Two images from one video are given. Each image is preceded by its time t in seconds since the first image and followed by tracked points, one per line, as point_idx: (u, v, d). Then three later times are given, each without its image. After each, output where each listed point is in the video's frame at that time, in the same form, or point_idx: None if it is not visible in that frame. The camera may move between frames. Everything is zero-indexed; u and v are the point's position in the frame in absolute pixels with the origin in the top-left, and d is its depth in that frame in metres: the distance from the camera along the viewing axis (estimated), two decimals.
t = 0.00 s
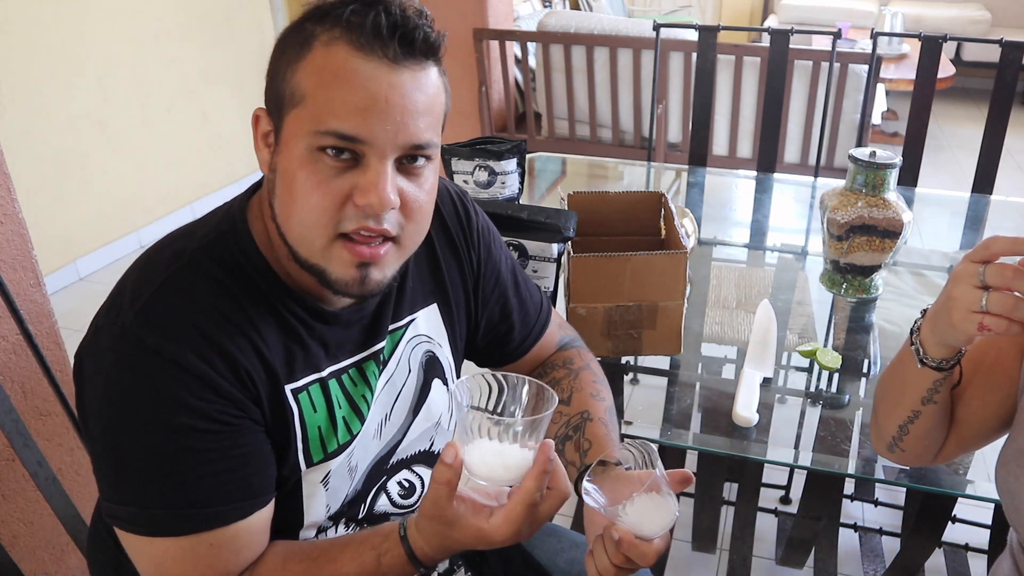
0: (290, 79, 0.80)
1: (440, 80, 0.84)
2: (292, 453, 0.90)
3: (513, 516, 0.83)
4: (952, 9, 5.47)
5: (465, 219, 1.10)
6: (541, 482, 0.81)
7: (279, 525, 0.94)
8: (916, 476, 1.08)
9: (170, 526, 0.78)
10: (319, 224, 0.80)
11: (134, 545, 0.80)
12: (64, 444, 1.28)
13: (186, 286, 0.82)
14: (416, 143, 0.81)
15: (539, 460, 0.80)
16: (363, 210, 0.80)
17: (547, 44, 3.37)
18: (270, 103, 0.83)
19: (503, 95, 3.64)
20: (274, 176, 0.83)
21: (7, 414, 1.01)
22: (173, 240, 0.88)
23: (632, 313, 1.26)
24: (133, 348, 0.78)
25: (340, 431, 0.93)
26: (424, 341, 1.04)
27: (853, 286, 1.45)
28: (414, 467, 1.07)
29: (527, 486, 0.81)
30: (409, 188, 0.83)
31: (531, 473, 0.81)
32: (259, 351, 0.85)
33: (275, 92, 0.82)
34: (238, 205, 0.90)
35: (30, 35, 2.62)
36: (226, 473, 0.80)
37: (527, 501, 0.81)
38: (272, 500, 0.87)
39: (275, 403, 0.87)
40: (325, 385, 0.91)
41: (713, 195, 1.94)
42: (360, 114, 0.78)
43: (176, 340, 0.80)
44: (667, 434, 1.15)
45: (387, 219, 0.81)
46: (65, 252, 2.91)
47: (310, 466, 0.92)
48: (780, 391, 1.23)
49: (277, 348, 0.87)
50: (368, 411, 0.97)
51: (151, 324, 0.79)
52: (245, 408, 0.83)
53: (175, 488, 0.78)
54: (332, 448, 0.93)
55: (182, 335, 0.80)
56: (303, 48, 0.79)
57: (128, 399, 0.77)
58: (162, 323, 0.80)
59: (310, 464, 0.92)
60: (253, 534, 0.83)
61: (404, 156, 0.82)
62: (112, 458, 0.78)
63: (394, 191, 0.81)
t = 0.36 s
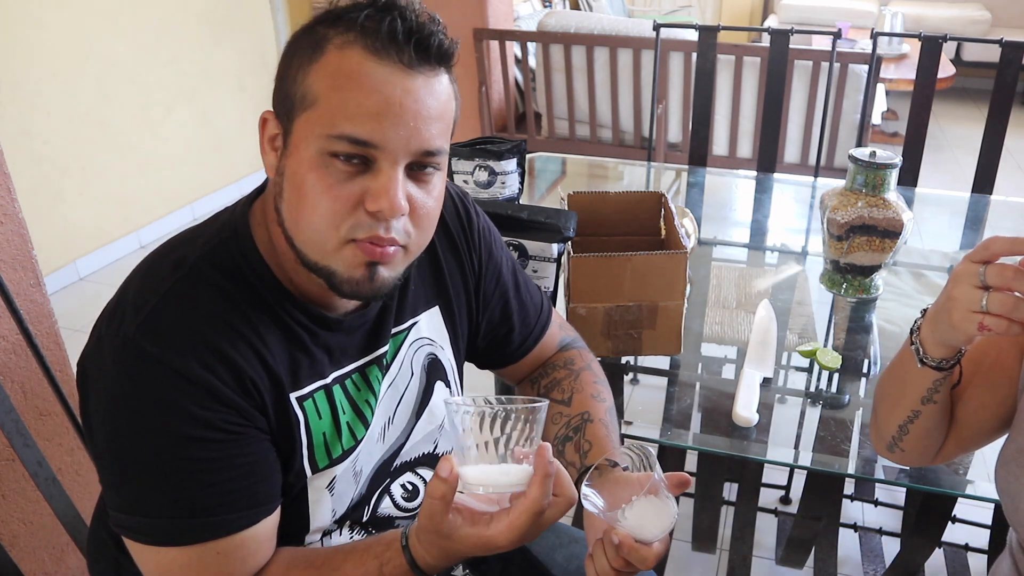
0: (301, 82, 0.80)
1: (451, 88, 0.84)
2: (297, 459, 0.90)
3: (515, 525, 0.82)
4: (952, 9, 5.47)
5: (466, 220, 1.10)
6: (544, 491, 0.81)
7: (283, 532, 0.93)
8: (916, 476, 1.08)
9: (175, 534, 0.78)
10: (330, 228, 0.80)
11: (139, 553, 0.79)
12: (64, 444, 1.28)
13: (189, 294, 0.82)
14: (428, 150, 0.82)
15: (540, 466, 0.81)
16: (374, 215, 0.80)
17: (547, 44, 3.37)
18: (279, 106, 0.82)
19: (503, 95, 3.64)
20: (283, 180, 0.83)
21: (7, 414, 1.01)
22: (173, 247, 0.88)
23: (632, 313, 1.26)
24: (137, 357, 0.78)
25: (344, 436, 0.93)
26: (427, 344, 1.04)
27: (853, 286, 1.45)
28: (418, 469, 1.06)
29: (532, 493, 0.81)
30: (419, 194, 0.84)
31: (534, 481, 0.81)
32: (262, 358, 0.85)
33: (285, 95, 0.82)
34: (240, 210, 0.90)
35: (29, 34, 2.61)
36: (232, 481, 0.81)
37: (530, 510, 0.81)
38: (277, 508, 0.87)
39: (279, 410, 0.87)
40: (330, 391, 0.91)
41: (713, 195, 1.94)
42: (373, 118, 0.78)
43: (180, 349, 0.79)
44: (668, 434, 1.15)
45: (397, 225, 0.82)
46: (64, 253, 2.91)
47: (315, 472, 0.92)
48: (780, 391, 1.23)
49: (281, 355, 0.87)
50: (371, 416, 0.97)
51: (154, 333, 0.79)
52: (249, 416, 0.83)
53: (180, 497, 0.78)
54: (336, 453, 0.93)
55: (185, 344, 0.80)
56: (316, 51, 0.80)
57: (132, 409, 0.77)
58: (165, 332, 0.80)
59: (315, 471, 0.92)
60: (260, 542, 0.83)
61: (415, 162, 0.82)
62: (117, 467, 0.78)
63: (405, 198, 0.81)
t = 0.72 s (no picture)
0: (298, 113, 0.77)
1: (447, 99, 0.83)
2: (293, 457, 0.90)
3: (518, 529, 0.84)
4: (951, 9, 5.48)
5: (463, 220, 1.10)
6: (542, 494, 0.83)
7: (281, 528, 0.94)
8: (916, 476, 1.08)
9: (172, 531, 0.78)
10: (341, 255, 0.81)
11: (135, 550, 0.79)
12: (64, 444, 1.28)
13: (186, 292, 0.83)
14: (431, 169, 0.81)
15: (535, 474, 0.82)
16: (384, 239, 0.80)
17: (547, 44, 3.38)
18: (274, 129, 0.80)
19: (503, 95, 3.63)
20: (286, 205, 0.81)
21: (7, 414, 1.01)
22: (170, 244, 0.88)
23: (632, 313, 1.26)
24: (134, 356, 0.78)
25: (340, 433, 0.93)
26: (424, 342, 1.04)
27: (853, 286, 1.45)
28: (415, 466, 1.07)
29: (532, 501, 0.83)
30: (424, 209, 0.84)
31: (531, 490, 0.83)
32: (258, 356, 0.85)
33: (281, 121, 0.79)
34: (236, 208, 0.90)
35: (29, 34, 2.61)
36: (228, 479, 0.80)
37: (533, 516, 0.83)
38: (274, 505, 0.87)
39: (274, 408, 0.87)
40: (326, 389, 0.91)
41: (713, 195, 1.94)
42: (376, 151, 0.76)
43: (177, 348, 0.80)
44: (669, 434, 1.15)
45: (406, 244, 0.82)
46: (65, 252, 2.91)
47: (312, 469, 0.92)
48: (780, 390, 1.23)
49: (277, 353, 0.87)
50: (368, 414, 0.97)
51: (152, 331, 0.80)
52: (246, 414, 0.83)
53: (177, 495, 0.78)
54: (333, 451, 0.93)
55: (182, 343, 0.80)
56: (310, 81, 0.77)
57: (130, 408, 0.77)
58: (162, 331, 0.80)
59: (311, 467, 0.92)
60: (255, 539, 0.83)
61: (420, 183, 0.82)
62: (114, 465, 0.78)
63: (412, 217, 0.82)
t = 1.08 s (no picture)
0: (275, 104, 0.77)
1: (429, 93, 0.81)
2: (292, 457, 0.90)
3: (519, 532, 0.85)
4: (951, 8, 5.48)
5: (461, 220, 1.10)
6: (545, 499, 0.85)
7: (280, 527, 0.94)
8: (915, 476, 1.08)
9: (171, 530, 0.78)
10: (320, 249, 0.81)
11: (135, 550, 0.80)
12: (64, 444, 1.28)
13: (186, 291, 0.83)
14: (408, 165, 0.80)
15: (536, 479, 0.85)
16: (361, 235, 0.80)
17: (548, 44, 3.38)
18: (259, 122, 0.80)
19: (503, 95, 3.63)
20: (270, 200, 0.82)
21: (7, 414, 1.01)
22: (171, 243, 0.88)
23: (632, 313, 1.26)
24: (133, 354, 0.78)
25: (339, 433, 0.93)
26: (423, 342, 1.04)
27: (853, 286, 1.45)
28: (414, 467, 1.07)
29: (537, 504, 0.85)
30: (404, 206, 0.83)
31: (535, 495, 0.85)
32: (257, 355, 0.85)
33: (262, 113, 0.80)
34: (235, 208, 0.90)
35: (29, 34, 2.62)
36: (227, 479, 0.81)
37: (536, 519, 0.85)
38: (273, 504, 0.87)
39: (273, 406, 0.87)
40: (325, 389, 0.91)
41: (713, 195, 1.94)
42: (348, 145, 0.76)
43: (175, 347, 0.80)
44: (669, 434, 1.15)
45: (385, 240, 0.82)
46: (64, 252, 2.91)
47: (310, 468, 0.92)
48: (780, 390, 1.23)
49: (276, 352, 0.87)
50: (367, 414, 0.97)
51: (151, 330, 0.80)
52: (244, 413, 0.83)
53: (176, 494, 0.78)
54: (331, 450, 0.93)
55: (180, 341, 0.80)
56: (286, 72, 0.77)
57: (128, 406, 0.77)
58: (161, 330, 0.80)
59: (310, 467, 0.92)
60: (253, 539, 0.83)
61: (397, 178, 0.81)
62: (113, 465, 0.78)
63: (389, 213, 0.81)
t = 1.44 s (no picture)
0: (246, 128, 0.77)
1: (398, 97, 0.81)
2: (292, 453, 0.90)
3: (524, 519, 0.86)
4: (951, 9, 5.48)
5: (459, 219, 1.10)
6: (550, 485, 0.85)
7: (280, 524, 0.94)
8: (915, 476, 1.08)
9: (172, 525, 0.78)
10: (311, 262, 0.81)
11: (136, 546, 0.80)
12: (64, 444, 1.28)
13: (188, 287, 0.83)
14: (384, 173, 0.80)
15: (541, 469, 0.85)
16: (348, 245, 0.80)
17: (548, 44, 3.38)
18: (234, 146, 0.81)
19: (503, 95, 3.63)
20: (255, 216, 0.82)
21: (7, 414, 1.01)
22: (172, 240, 0.88)
23: (632, 313, 1.26)
24: (135, 349, 0.78)
25: (339, 430, 0.93)
26: (420, 341, 1.04)
27: (853, 286, 1.45)
28: (414, 465, 1.06)
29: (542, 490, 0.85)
30: (389, 212, 0.83)
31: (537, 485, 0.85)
32: (258, 352, 0.85)
33: (236, 138, 0.80)
34: (233, 205, 0.90)
35: (29, 34, 2.62)
36: (228, 475, 0.81)
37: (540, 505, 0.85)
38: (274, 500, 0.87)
39: (274, 403, 0.87)
40: (324, 387, 0.91)
41: (713, 195, 1.94)
42: (322, 162, 0.76)
43: (177, 342, 0.80)
44: (669, 433, 1.15)
45: (375, 245, 0.82)
46: (65, 252, 2.91)
47: (310, 465, 0.92)
48: (780, 390, 1.23)
49: (277, 349, 0.87)
50: (366, 412, 0.97)
51: (153, 325, 0.80)
52: (245, 409, 0.83)
53: (178, 489, 0.78)
54: (331, 447, 0.93)
55: (182, 337, 0.80)
56: (251, 95, 0.76)
57: (128, 404, 0.78)
58: (162, 325, 0.80)
59: (310, 464, 0.92)
60: (254, 534, 0.83)
61: (376, 186, 0.81)
62: (113, 462, 0.78)
63: (373, 220, 0.81)
